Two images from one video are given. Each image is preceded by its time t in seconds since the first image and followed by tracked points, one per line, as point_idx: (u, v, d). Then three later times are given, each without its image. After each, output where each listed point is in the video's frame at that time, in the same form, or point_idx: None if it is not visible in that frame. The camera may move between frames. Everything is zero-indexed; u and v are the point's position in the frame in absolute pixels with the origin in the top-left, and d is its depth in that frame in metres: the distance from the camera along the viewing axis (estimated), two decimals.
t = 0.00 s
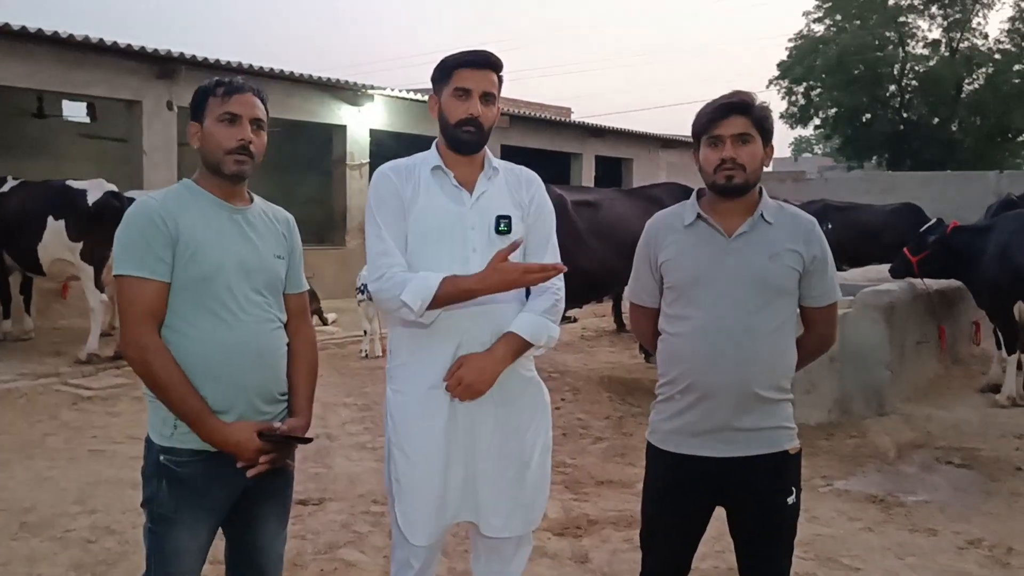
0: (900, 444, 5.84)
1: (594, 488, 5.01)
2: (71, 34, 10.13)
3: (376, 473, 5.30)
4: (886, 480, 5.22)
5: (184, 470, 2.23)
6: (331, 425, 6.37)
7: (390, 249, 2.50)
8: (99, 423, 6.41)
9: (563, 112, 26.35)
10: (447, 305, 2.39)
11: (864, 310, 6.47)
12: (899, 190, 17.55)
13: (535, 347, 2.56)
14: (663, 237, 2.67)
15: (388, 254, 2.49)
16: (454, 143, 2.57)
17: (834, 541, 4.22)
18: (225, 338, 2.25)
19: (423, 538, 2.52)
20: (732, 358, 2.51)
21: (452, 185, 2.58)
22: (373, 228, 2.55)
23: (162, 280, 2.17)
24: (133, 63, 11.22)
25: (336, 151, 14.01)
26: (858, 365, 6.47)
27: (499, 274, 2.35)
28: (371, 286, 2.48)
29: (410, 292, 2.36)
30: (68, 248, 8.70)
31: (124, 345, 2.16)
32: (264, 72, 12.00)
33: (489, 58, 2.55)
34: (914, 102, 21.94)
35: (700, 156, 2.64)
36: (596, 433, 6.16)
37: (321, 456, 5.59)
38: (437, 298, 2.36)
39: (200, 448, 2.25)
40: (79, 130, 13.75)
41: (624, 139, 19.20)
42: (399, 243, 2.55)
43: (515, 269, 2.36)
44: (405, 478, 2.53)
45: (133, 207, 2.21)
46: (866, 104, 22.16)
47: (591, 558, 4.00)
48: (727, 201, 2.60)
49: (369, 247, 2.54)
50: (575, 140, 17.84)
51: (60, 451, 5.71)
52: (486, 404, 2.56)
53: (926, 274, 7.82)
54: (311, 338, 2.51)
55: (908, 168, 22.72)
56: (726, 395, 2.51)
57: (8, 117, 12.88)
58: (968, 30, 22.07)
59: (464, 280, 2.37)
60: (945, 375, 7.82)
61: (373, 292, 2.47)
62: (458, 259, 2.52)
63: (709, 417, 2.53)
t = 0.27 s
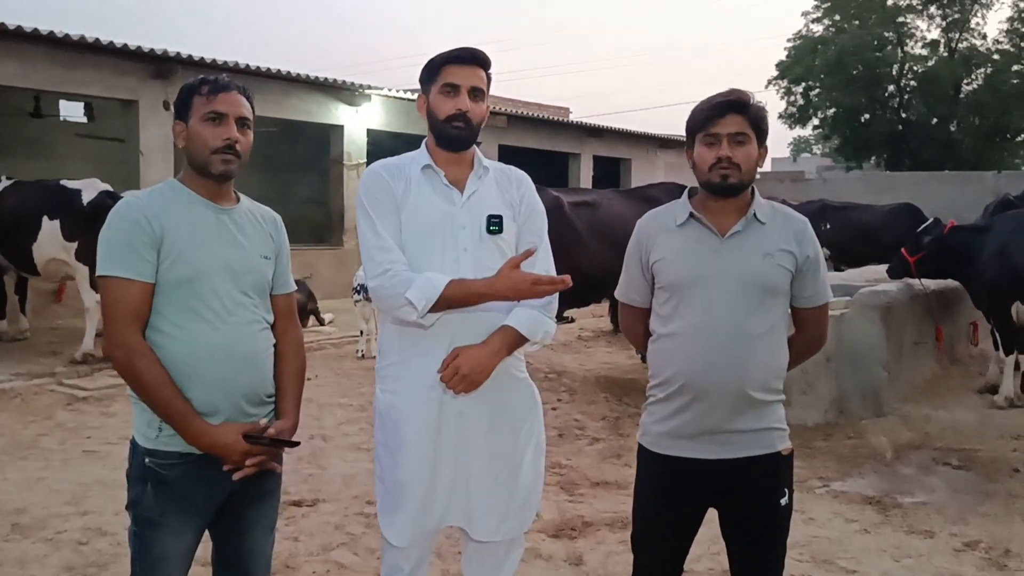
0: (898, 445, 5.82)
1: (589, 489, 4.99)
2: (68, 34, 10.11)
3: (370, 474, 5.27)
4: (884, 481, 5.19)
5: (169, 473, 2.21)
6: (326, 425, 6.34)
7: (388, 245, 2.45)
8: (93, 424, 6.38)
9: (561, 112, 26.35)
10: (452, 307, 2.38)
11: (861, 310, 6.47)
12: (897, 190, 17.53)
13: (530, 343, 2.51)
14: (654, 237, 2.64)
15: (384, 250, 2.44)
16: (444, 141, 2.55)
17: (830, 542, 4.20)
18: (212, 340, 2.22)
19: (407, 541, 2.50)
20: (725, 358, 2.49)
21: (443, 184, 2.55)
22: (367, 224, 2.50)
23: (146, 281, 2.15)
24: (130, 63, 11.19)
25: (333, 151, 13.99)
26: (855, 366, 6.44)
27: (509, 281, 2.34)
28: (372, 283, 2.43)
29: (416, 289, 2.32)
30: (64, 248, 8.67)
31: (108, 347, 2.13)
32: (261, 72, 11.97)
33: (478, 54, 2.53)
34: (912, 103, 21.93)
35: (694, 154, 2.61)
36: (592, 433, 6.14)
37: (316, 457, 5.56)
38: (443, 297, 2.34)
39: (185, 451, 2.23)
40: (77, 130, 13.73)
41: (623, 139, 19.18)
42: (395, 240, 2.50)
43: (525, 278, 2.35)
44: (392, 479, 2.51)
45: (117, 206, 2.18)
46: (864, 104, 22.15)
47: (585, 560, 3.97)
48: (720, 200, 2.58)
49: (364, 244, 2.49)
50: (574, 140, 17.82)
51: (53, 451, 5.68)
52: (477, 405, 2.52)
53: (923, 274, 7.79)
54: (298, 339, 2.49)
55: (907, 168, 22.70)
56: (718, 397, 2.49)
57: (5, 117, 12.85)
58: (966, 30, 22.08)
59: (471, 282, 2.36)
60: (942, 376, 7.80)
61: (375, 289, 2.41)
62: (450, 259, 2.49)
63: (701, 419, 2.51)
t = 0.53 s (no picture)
0: (895, 446, 5.80)
1: (585, 491, 4.97)
2: (65, 34, 10.08)
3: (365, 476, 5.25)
4: (881, 482, 5.18)
5: (156, 475, 2.19)
6: (322, 426, 6.32)
7: (375, 247, 2.42)
8: (88, 424, 6.36)
9: (561, 113, 26.34)
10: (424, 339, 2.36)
11: (859, 311, 6.42)
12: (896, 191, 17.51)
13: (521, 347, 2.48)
14: (647, 237, 2.62)
15: (369, 255, 2.41)
16: (434, 140, 2.52)
17: (826, 544, 4.17)
18: (199, 341, 2.20)
19: (404, 546, 2.46)
20: (717, 360, 2.47)
21: (434, 184, 2.52)
22: (354, 225, 2.46)
23: (132, 281, 2.12)
24: (127, 63, 11.16)
25: (331, 151, 13.97)
26: (853, 367, 6.41)
27: (484, 356, 2.33)
28: (353, 288, 2.39)
29: (394, 310, 2.31)
30: (60, 248, 8.65)
31: (93, 349, 2.11)
32: (259, 72, 11.95)
33: (471, 53, 2.51)
34: (912, 103, 21.92)
35: (687, 153, 2.59)
36: (589, 434, 6.12)
37: (311, 458, 5.54)
38: (422, 325, 2.33)
39: (171, 453, 2.20)
40: (75, 130, 13.71)
41: (621, 139, 19.17)
42: (384, 242, 2.46)
43: (498, 357, 2.36)
44: (386, 483, 2.48)
45: (103, 206, 2.16)
46: (864, 104, 22.14)
47: (580, 562, 3.95)
48: (713, 201, 2.56)
49: (349, 246, 2.45)
50: (573, 141, 17.81)
51: (47, 452, 5.66)
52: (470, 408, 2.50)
53: (921, 275, 7.76)
54: (288, 341, 2.47)
55: (907, 168, 22.68)
56: (710, 398, 2.47)
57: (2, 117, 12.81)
58: (965, 31, 22.07)
59: (453, 325, 2.35)
60: (940, 376, 7.78)
61: (355, 295, 2.38)
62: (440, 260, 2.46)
63: (693, 421, 2.49)
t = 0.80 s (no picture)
0: (894, 446, 5.77)
1: (583, 490, 4.95)
2: (63, 32, 10.06)
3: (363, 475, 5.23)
4: (880, 482, 5.15)
5: (147, 473, 2.16)
6: (319, 425, 6.30)
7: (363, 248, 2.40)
8: (85, 423, 6.33)
9: (561, 112, 26.32)
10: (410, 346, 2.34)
11: (858, 310, 6.35)
12: (896, 190, 17.49)
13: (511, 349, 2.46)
14: (642, 234, 2.60)
15: (357, 256, 2.39)
16: (426, 136, 2.50)
17: (825, 544, 4.15)
18: (190, 337, 2.18)
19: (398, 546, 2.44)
20: (712, 358, 2.45)
21: (428, 180, 2.49)
22: (343, 223, 2.44)
23: (122, 278, 2.10)
24: (125, 61, 11.14)
25: (330, 150, 13.95)
26: (852, 367, 6.38)
27: (468, 366, 2.30)
28: (344, 291, 2.38)
29: (375, 320, 2.30)
30: (57, 247, 8.71)
31: (83, 345, 2.09)
32: (258, 71, 11.93)
33: (466, 48, 2.49)
34: (912, 102, 21.89)
35: (681, 149, 2.56)
36: (587, 433, 6.09)
37: (308, 457, 5.51)
38: (404, 333, 2.32)
39: (163, 450, 2.18)
40: (75, 129, 13.71)
41: (621, 138, 19.14)
42: (374, 241, 2.45)
43: (483, 366, 2.33)
44: (379, 483, 2.46)
45: (93, 201, 2.14)
46: (864, 104, 22.12)
47: (577, 561, 3.93)
48: (708, 197, 2.53)
49: (338, 245, 2.43)
50: (572, 140, 17.78)
51: (43, 451, 5.63)
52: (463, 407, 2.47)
53: (921, 274, 7.69)
54: (281, 338, 2.45)
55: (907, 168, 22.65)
56: (706, 395, 2.45)
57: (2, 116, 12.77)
58: (966, 30, 22.04)
59: (438, 333, 2.33)
60: (940, 375, 7.76)
61: (346, 298, 2.37)
62: (433, 257, 2.43)
63: (688, 418, 2.47)
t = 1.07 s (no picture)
0: (893, 448, 5.75)
1: (580, 492, 4.92)
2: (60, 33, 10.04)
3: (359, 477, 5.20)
4: (878, 485, 5.13)
5: (135, 478, 2.14)
6: (316, 427, 6.27)
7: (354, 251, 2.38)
8: (80, 425, 6.31)
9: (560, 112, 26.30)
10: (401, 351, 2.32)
11: (857, 311, 6.33)
12: (896, 191, 17.46)
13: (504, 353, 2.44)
14: (636, 236, 2.58)
15: (348, 261, 2.37)
16: (419, 137, 2.48)
17: (822, 548, 4.13)
18: (178, 341, 2.15)
19: (390, 551, 2.44)
20: (707, 361, 2.42)
21: (420, 182, 2.47)
22: (334, 226, 2.42)
23: (110, 280, 2.08)
24: (123, 62, 11.12)
25: (329, 151, 13.92)
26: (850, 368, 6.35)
27: (459, 371, 2.28)
28: (336, 295, 2.36)
29: (364, 327, 2.28)
30: (53, 248, 8.69)
31: (70, 348, 2.07)
32: (256, 71, 11.91)
33: (458, 49, 2.48)
34: (912, 103, 21.87)
35: (677, 151, 2.55)
36: (584, 435, 6.08)
37: (304, 459, 5.49)
38: (394, 339, 2.30)
39: (151, 455, 2.16)
40: (73, 130, 13.69)
41: (620, 139, 19.12)
42: (366, 244, 2.43)
43: (474, 371, 2.30)
44: (371, 487, 2.44)
45: (81, 202, 2.12)
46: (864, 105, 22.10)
47: (573, 565, 3.90)
48: (704, 199, 2.52)
49: (331, 248, 2.41)
50: (572, 140, 17.75)
51: (38, 453, 5.61)
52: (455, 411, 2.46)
53: (920, 276, 7.70)
54: (272, 342, 2.42)
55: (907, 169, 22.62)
56: (701, 399, 2.42)
57: None
58: (966, 31, 22.02)
59: (428, 338, 2.31)
60: (939, 377, 7.74)
61: (337, 302, 2.35)
62: (425, 260, 2.41)
63: (683, 422, 2.44)
